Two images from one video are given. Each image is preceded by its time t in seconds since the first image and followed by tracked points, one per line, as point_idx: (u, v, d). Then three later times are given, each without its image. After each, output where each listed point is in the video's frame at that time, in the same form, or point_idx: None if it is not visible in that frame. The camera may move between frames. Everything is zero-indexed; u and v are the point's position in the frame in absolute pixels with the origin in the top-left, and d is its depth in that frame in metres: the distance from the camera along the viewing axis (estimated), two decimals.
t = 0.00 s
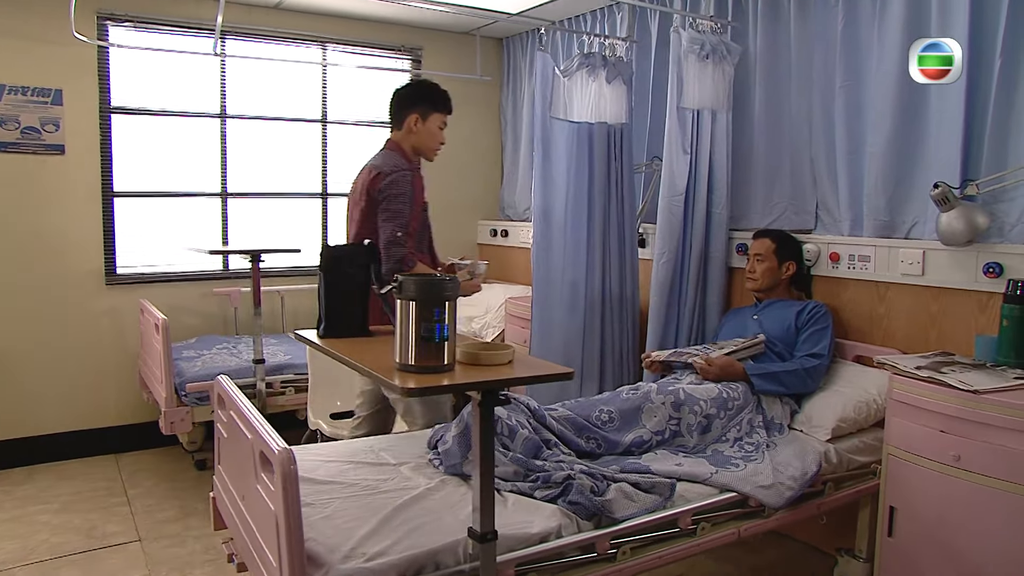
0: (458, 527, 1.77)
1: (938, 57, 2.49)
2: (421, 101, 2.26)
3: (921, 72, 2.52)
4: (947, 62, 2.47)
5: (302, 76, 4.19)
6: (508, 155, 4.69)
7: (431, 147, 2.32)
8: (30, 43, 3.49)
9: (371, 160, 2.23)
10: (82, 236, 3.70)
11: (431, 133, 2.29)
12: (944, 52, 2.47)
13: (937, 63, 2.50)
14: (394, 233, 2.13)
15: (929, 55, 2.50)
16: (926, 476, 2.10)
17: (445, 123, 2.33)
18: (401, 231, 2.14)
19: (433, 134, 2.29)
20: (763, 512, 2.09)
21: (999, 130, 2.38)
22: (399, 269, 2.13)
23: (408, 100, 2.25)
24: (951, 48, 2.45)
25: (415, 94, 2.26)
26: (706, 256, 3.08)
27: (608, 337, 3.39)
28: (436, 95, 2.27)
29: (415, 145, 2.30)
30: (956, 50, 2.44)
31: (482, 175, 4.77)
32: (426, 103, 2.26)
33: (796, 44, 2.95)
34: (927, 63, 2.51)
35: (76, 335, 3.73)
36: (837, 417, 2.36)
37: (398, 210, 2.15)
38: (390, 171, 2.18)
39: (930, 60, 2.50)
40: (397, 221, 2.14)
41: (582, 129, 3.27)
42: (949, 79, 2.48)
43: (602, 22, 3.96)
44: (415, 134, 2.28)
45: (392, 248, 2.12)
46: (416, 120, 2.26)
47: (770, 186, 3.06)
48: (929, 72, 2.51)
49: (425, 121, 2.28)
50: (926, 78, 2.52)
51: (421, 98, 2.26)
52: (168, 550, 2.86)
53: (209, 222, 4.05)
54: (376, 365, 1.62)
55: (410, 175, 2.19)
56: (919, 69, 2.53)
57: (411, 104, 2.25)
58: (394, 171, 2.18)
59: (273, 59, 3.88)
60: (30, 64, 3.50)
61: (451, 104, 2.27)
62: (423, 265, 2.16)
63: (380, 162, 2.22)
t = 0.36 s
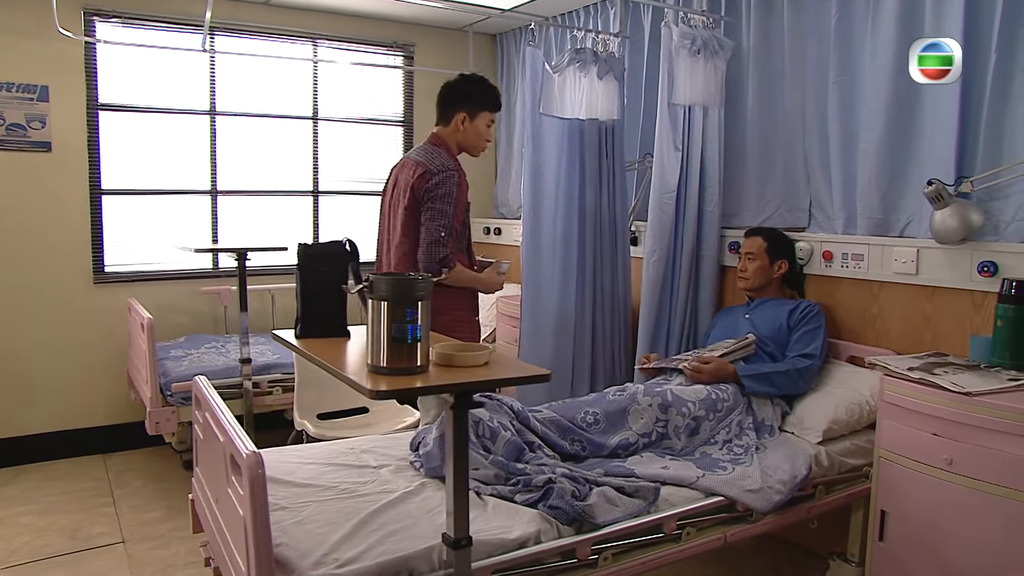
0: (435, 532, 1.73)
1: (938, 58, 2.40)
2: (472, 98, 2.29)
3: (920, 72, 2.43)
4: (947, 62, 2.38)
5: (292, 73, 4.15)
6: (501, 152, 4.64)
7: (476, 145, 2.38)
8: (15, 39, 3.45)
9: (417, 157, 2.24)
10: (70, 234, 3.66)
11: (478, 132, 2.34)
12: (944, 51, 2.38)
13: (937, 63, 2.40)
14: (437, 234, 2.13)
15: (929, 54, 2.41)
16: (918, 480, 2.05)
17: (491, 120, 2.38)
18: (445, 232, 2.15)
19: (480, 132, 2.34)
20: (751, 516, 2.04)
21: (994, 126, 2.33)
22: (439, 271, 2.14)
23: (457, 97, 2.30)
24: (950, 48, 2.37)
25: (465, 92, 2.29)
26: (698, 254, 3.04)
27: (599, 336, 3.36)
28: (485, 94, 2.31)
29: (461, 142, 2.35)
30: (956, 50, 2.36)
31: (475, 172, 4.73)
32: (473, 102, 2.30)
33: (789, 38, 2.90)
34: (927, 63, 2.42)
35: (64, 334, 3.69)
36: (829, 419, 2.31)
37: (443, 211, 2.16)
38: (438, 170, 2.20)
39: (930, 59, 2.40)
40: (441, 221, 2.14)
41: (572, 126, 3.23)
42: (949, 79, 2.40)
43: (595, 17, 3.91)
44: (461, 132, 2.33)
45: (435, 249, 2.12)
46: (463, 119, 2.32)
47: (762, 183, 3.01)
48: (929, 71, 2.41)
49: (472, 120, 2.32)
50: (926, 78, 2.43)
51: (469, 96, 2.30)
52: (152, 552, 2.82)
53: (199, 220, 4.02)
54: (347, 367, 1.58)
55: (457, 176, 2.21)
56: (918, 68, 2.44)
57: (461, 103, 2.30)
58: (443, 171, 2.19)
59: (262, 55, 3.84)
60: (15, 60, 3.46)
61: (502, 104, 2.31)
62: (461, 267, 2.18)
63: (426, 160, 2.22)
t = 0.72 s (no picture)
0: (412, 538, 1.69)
1: (938, 57, 2.29)
2: (479, 96, 2.33)
3: (920, 72, 2.30)
4: (947, 62, 2.27)
5: (285, 70, 4.11)
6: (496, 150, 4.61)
7: (484, 143, 2.41)
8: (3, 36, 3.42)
9: (419, 155, 2.31)
10: (59, 233, 3.63)
11: (485, 131, 2.39)
12: (945, 51, 2.27)
13: (938, 63, 2.29)
14: (429, 232, 2.19)
15: (929, 54, 2.28)
16: (911, 485, 2.00)
17: (500, 119, 2.42)
18: (438, 230, 2.19)
19: (487, 131, 2.38)
20: (740, 522, 2.00)
21: (992, 123, 2.28)
22: (432, 268, 2.20)
23: (466, 96, 2.34)
24: (951, 47, 2.26)
25: (471, 92, 2.33)
26: (691, 254, 2.99)
27: (592, 337, 3.31)
28: (492, 94, 2.35)
29: (468, 141, 2.40)
30: (956, 50, 2.25)
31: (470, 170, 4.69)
32: (480, 101, 2.34)
33: (783, 34, 2.84)
34: (927, 62, 2.29)
35: (53, 333, 3.66)
36: (820, 423, 2.26)
37: (436, 209, 2.21)
38: (433, 168, 2.25)
39: (930, 59, 2.28)
40: (434, 219, 2.20)
41: (565, 123, 3.19)
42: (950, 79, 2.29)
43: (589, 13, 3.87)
44: (468, 131, 2.38)
45: (426, 247, 2.19)
46: (469, 117, 2.36)
47: (757, 181, 2.97)
48: (929, 71, 2.29)
49: (478, 119, 2.37)
50: (926, 78, 2.30)
51: (475, 95, 2.34)
52: (137, 554, 2.79)
53: (190, 218, 3.98)
54: (320, 370, 1.54)
55: (452, 173, 2.24)
56: (918, 68, 2.31)
57: (468, 102, 2.35)
58: (437, 168, 2.24)
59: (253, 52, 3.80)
60: (3, 57, 3.43)
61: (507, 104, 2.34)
62: (458, 263, 2.23)
63: (426, 158, 2.30)
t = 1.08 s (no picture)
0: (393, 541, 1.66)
1: (938, 57, 2.22)
2: (479, 89, 2.32)
3: (920, 72, 2.23)
4: (947, 62, 2.21)
5: (280, 66, 4.08)
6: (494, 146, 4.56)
7: (487, 138, 2.39)
8: None
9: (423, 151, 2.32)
10: (50, 231, 3.60)
11: (487, 124, 2.36)
12: (945, 51, 2.20)
13: (937, 63, 2.22)
14: (431, 228, 2.19)
15: (929, 54, 2.22)
16: (906, 489, 1.96)
17: (502, 112, 2.39)
18: (439, 226, 2.19)
19: (490, 125, 2.37)
20: (731, 525, 1.95)
21: (992, 119, 2.22)
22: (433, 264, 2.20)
23: (466, 91, 2.34)
24: (951, 48, 2.19)
25: (471, 86, 2.33)
26: (687, 252, 2.95)
27: (587, 335, 3.27)
28: (492, 88, 2.34)
29: (472, 137, 2.38)
30: (957, 50, 2.19)
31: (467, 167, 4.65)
32: (480, 94, 2.33)
33: (781, 27, 2.79)
34: (926, 62, 2.22)
35: (44, 331, 3.63)
36: (815, 424, 2.22)
37: (437, 205, 2.21)
38: (435, 164, 2.25)
39: (930, 59, 2.21)
40: (434, 216, 2.20)
41: (559, 119, 3.15)
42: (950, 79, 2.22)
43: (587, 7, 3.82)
44: (470, 126, 2.36)
45: (428, 243, 2.19)
46: (471, 112, 2.35)
47: (753, 178, 2.92)
48: (929, 71, 2.22)
49: (480, 113, 2.35)
50: (926, 78, 2.23)
51: (475, 89, 2.33)
52: (125, 555, 2.76)
53: (184, 215, 3.95)
54: (295, 372, 1.50)
55: (454, 170, 2.25)
56: (917, 68, 2.24)
57: (468, 97, 2.34)
58: (439, 165, 2.24)
59: (246, 48, 3.77)
60: None
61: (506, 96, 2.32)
62: (461, 260, 2.21)
63: (427, 155, 2.30)
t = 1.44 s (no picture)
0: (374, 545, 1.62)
1: (938, 58, 2.17)
2: (476, 87, 2.29)
3: (920, 72, 2.18)
4: (947, 62, 2.16)
5: (276, 63, 4.05)
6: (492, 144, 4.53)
7: (483, 137, 2.35)
8: None
9: (422, 148, 2.26)
10: (44, 228, 3.58)
11: (483, 123, 2.32)
12: (945, 51, 2.15)
13: (937, 63, 2.17)
14: (438, 229, 2.15)
15: (928, 54, 2.17)
16: (902, 494, 1.91)
17: (500, 113, 2.35)
18: (445, 226, 2.16)
19: (486, 125, 2.32)
20: (723, 530, 1.91)
21: (994, 115, 2.17)
22: (443, 266, 2.16)
23: (462, 88, 2.30)
24: (951, 47, 2.14)
25: (468, 84, 2.29)
26: (683, 251, 2.91)
27: (583, 335, 3.24)
28: (489, 86, 2.29)
29: (468, 136, 2.34)
30: (957, 50, 2.14)
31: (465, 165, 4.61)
32: (477, 93, 2.29)
33: (779, 23, 2.74)
34: (926, 62, 2.18)
35: (38, 329, 3.61)
36: (811, 426, 2.17)
37: (443, 205, 2.17)
38: (436, 162, 2.19)
39: (930, 59, 2.16)
40: (441, 215, 2.16)
41: (555, 116, 3.11)
42: (950, 79, 2.17)
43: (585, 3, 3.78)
44: (467, 124, 2.32)
45: (436, 244, 2.15)
46: (468, 111, 2.30)
47: (751, 176, 2.88)
48: (928, 71, 2.18)
49: (477, 112, 2.31)
50: (925, 78, 2.18)
51: (474, 87, 2.29)
52: (114, 555, 2.73)
53: (179, 212, 3.92)
54: (272, 373, 1.46)
55: (456, 168, 2.19)
56: (917, 69, 2.19)
57: (465, 95, 2.30)
58: (442, 162, 2.19)
59: (241, 45, 3.74)
60: None
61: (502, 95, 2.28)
62: (468, 260, 2.17)
63: (427, 152, 2.24)
